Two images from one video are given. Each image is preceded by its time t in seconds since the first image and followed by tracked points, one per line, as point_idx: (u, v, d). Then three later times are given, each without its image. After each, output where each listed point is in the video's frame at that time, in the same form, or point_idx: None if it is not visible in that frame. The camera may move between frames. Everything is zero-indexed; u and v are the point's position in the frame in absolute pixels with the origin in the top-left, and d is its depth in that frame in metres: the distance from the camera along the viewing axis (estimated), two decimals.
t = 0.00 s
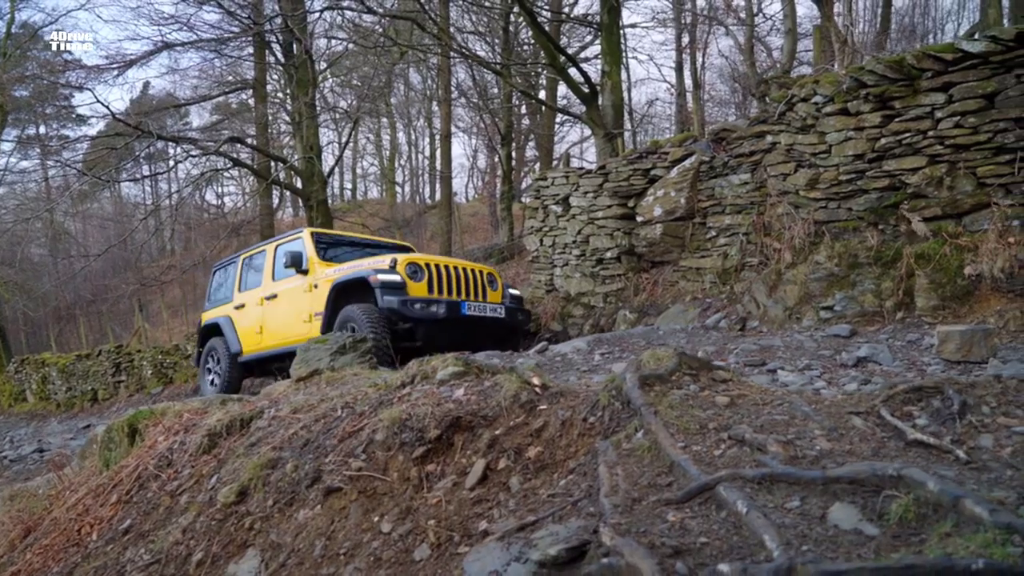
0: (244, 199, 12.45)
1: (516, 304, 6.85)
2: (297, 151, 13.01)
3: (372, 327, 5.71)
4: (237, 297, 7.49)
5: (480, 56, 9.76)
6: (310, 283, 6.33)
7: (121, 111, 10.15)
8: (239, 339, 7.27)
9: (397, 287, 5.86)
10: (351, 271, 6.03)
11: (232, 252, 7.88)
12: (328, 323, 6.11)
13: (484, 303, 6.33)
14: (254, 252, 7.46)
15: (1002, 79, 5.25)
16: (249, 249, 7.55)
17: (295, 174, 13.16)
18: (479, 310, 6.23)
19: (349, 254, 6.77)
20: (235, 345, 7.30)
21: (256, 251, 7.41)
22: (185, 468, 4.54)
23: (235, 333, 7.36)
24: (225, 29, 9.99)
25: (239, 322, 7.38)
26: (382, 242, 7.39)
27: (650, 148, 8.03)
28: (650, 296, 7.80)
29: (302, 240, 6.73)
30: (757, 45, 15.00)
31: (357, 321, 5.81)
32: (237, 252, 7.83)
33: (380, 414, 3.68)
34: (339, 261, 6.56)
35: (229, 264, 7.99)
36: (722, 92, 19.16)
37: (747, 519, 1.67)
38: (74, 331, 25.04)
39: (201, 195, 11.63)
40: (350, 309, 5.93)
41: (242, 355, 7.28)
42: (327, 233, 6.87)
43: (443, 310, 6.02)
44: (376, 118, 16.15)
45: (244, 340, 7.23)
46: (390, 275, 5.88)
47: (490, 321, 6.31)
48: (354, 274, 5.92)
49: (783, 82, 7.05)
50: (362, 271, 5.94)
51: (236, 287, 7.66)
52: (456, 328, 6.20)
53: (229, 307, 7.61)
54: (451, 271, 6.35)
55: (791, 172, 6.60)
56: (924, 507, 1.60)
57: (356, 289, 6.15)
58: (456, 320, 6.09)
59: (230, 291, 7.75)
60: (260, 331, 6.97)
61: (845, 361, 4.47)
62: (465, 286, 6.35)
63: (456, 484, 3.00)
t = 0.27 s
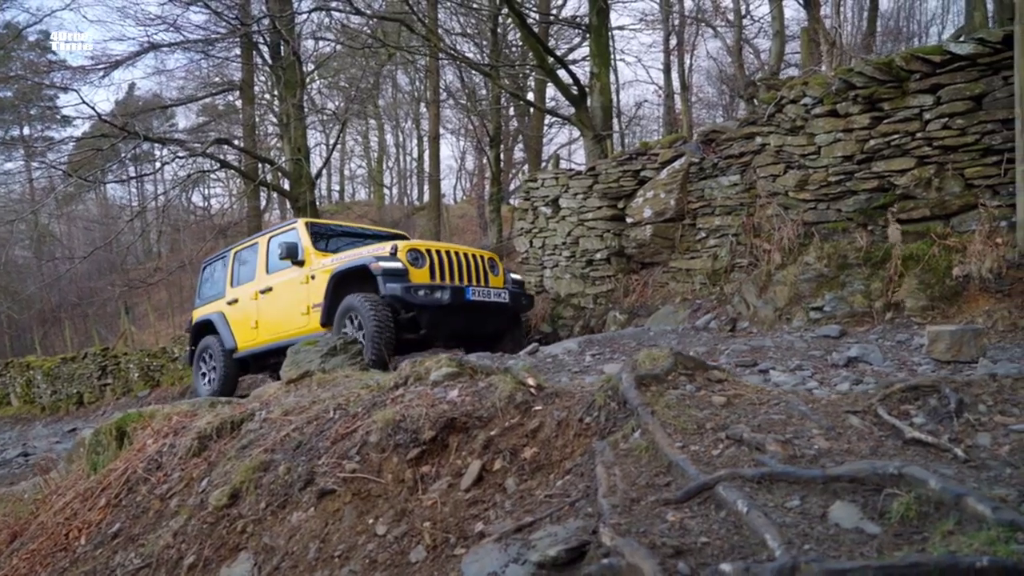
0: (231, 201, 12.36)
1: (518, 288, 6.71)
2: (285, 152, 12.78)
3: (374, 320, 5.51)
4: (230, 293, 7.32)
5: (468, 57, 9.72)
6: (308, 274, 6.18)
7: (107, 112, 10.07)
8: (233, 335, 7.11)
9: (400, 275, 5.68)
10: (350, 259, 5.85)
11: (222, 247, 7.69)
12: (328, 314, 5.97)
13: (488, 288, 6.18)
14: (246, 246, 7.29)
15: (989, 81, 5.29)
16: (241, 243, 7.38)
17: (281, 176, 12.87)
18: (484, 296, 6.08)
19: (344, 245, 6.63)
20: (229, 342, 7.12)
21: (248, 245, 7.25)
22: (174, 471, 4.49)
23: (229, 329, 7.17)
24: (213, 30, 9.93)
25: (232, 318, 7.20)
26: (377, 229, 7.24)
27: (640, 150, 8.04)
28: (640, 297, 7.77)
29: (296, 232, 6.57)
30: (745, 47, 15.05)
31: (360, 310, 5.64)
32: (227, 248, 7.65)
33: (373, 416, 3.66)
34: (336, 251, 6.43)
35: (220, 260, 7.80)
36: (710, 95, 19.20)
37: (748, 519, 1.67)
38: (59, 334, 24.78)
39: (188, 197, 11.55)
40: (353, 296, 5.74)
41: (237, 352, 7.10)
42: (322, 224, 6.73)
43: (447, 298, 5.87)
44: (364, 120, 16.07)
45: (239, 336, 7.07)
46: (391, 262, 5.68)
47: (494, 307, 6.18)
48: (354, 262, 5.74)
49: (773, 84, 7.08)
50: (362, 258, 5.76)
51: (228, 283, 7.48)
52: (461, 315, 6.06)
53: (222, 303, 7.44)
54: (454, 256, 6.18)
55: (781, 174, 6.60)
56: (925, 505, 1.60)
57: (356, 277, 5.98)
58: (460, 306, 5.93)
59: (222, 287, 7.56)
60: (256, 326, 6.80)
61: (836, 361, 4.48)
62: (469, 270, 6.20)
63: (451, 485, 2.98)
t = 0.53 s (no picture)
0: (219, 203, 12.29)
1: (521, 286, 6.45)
2: (274, 154, 12.56)
3: (377, 318, 5.28)
4: (223, 295, 7.13)
5: (457, 59, 9.69)
6: (305, 275, 6.01)
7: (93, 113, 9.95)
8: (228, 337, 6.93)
9: (403, 275, 5.45)
10: (351, 260, 5.66)
11: (213, 247, 7.49)
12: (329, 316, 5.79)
13: (493, 285, 5.92)
14: (239, 247, 7.11)
15: (976, 83, 5.34)
16: (233, 244, 7.19)
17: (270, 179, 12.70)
18: (489, 294, 5.82)
19: (340, 244, 6.46)
20: (224, 344, 6.93)
21: (241, 246, 7.07)
22: (164, 474, 4.45)
23: (224, 332, 6.98)
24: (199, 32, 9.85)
25: (226, 319, 7.01)
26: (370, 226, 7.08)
27: (629, 152, 8.06)
28: (630, 298, 7.74)
29: (291, 232, 6.41)
30: (733, 50, 15.10)
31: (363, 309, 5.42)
32: (218, 248, 7.45)
33: (366, 417, 3.64)
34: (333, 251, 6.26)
35: (211, 260, 7.60)
36: (698, 98, 19.24)
37: (746, 516, 1.67)
38: (43, 338, 24.48)
39: (175, 200, 11.48)
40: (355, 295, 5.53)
41: (232, 354, 6.92)
42: (317, 222, 6.55)
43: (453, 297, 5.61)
44: (352, 122, 16.00)
45: (234, 338, 6.88)
46: (393, 262, 5.48)
47: (500, 305, 5.91)
48: (356, 263, 5.53)
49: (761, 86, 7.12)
50: (365, 260, 5.55)
51: (220, 284, 7.28)
52: (466, 314, 5.81)
53: (214, 305, 7.25)
54: (457, 253, 5.93)
55: (770, 175, 6.63)
56: (924, 502, 1.61)
57: (358, 277, 5.76)
58: (465, 305, 5.68)
59: (214, 288, 7.37)
60: (252, 328, 6.62)
61: (826, 361, 4.48)
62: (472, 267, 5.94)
63: (445, 486, 2.97)
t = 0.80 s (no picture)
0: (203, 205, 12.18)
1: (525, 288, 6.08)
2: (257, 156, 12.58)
3: (378, 319, 4.97)
4: (215, 292, 6.81)
5: (442, 60, 9.66)
6: (303, 274, 5.71)
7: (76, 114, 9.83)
8: (221, 336, 6.60)
9: (406, 277, 5.09)
10: (352, 261, 5.31)
11: (205, 242, 7.16)
12: (328, 318, 5.47)
13: (498, 288, 5.56)
14: (232, 242, 6.80)
15: (960, 83, 5.42)
16: (226, 239, 6.88)
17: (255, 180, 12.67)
18: (495, 297, 5.47)
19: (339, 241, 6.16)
20: (216, 344, 6.62)
21: (234, 241, 6.76)
22: (149, 476, 4.40)
23: (216, 331, 6.67)
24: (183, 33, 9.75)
25: (218, 318, 6.70)
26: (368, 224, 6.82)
27: (616, 152, 8.06)
28: (618, 298, 7.71)
29: (288, 228, 6.11)
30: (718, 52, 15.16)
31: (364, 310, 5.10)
32: (211, 243, 7.12)
33: (356, 415, 3.62)
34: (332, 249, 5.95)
35: (203, 255, 7.27)
36: (683, 101, 19.30)
37: (743, 508, 1.67)
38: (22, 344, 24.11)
39: (158, 202, 11.37)
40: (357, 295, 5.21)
41: (225, 355, 6.61)
42: (315, 218, 6.24)
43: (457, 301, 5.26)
44: (337, 124, 15.92)
45: (227, 336, 6.56)
46: (396, 264, 5.11)
47: (505, 309, 5.56)
48: (356, 264, 5.17)
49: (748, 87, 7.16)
50: (366, 260, 5.18)
51: (212, 281, 6.96)
52: (469, 319, 5.46)
53: (205, 303, 6.92)
54: (462, 253, 5.55)
55: (756, 175, 6.66)
56: (920, 492, 1.62)
57: (358, 277, 5.41)
58: (470, 309, 5.34)
59: (206, 285, 7.05)
60: (246, 328, 6.31)
61: (813, 359, 4.45)
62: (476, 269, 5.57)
63: (437, 483, 2.94)
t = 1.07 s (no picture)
0: (186, 207, 12.07)
1: (527, 288, 6.07)
2: (241, 158, 12.47)
3: (378, 320, 4.94)
4: (207, 292, 6.72)
5: (428, 62, 9.60)
6: (299, 275, 5.65)
7: (57, 116, 9.66)
8: (213, 337, 6.51)
9: (407, 281, 5.05)
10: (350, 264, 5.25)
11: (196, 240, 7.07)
12: (326, 319, 5.45)
13: (500, 289, 5.56)
14: (225, 241, 6.72)
15: (944, 84, 5.47)
16: (219, 238, 6.79)
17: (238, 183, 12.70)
18: (497, 300, 5.47)
19: (335, 240, 6.09)
20: (209, 345, 6.55)
21: (227, 240, 6.68)
22: (135, 478, 4.34)
23: (208, 332, 6.59)
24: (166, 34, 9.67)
25: (211, 318, 6.61)
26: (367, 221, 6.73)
27: (602, 154, 8.03)
28: (604, 300, 7.75)
29: (283, 227, 6.03)
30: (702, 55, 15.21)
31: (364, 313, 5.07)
32: (202, 241, 7.03)
33: (346, 414, 3.59)
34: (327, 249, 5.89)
35: (194, 254, 7.18)
36: (668, 103, 19.35)
37: (740, 501, 1.67)
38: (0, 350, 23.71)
39: (140, 204, 11.24)
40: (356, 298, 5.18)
41: (218, 356, 6.54)
42: (310, 217, 6.17)
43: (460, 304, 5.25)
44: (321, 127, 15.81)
45: (220, 338, 6.48)
46: (397, 267, 5.07)
47: (508, 311, 5.56)
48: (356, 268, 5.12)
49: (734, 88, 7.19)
50: (366, 263, 5.15)
51: (204, 280, 6.87)
52: (472, 321, 5.45)
53: (197, 303, 6.83)
54: (462, 254, 5.52)
55: (743, 176, 6.69)
56: (917, 483, 1.63)
57: (358, 279, 5.37)
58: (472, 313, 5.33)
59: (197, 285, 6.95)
60: (240, 329, 6.24)
61: (801, 358, 4.45)
62: (477, 271, 5.55)
63: (429, 482, 2.91)
